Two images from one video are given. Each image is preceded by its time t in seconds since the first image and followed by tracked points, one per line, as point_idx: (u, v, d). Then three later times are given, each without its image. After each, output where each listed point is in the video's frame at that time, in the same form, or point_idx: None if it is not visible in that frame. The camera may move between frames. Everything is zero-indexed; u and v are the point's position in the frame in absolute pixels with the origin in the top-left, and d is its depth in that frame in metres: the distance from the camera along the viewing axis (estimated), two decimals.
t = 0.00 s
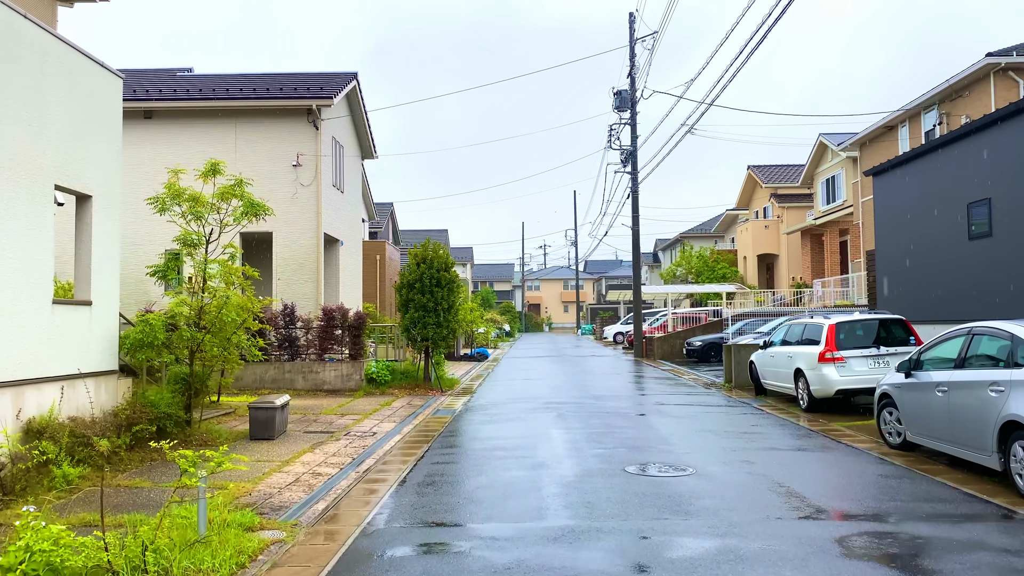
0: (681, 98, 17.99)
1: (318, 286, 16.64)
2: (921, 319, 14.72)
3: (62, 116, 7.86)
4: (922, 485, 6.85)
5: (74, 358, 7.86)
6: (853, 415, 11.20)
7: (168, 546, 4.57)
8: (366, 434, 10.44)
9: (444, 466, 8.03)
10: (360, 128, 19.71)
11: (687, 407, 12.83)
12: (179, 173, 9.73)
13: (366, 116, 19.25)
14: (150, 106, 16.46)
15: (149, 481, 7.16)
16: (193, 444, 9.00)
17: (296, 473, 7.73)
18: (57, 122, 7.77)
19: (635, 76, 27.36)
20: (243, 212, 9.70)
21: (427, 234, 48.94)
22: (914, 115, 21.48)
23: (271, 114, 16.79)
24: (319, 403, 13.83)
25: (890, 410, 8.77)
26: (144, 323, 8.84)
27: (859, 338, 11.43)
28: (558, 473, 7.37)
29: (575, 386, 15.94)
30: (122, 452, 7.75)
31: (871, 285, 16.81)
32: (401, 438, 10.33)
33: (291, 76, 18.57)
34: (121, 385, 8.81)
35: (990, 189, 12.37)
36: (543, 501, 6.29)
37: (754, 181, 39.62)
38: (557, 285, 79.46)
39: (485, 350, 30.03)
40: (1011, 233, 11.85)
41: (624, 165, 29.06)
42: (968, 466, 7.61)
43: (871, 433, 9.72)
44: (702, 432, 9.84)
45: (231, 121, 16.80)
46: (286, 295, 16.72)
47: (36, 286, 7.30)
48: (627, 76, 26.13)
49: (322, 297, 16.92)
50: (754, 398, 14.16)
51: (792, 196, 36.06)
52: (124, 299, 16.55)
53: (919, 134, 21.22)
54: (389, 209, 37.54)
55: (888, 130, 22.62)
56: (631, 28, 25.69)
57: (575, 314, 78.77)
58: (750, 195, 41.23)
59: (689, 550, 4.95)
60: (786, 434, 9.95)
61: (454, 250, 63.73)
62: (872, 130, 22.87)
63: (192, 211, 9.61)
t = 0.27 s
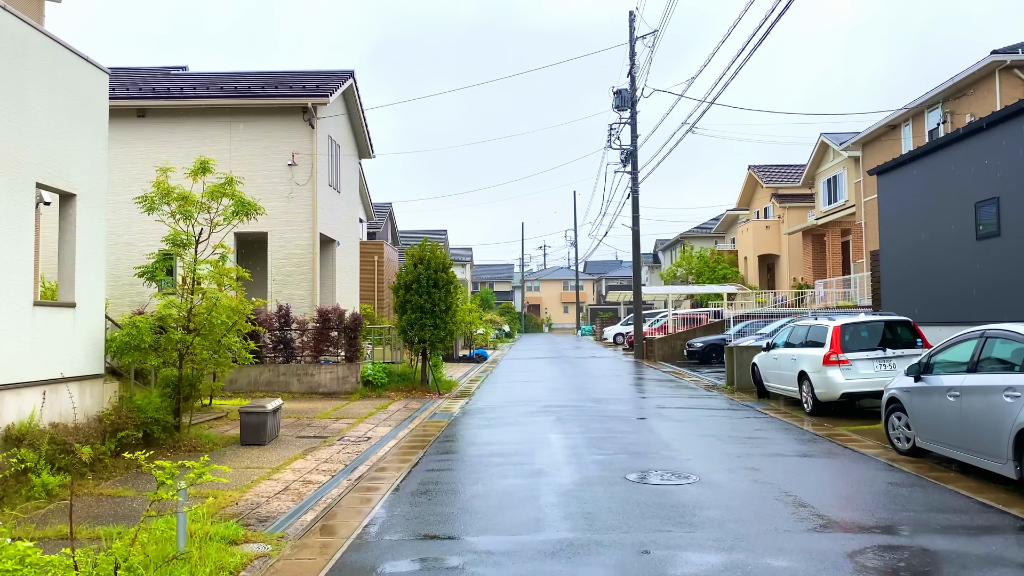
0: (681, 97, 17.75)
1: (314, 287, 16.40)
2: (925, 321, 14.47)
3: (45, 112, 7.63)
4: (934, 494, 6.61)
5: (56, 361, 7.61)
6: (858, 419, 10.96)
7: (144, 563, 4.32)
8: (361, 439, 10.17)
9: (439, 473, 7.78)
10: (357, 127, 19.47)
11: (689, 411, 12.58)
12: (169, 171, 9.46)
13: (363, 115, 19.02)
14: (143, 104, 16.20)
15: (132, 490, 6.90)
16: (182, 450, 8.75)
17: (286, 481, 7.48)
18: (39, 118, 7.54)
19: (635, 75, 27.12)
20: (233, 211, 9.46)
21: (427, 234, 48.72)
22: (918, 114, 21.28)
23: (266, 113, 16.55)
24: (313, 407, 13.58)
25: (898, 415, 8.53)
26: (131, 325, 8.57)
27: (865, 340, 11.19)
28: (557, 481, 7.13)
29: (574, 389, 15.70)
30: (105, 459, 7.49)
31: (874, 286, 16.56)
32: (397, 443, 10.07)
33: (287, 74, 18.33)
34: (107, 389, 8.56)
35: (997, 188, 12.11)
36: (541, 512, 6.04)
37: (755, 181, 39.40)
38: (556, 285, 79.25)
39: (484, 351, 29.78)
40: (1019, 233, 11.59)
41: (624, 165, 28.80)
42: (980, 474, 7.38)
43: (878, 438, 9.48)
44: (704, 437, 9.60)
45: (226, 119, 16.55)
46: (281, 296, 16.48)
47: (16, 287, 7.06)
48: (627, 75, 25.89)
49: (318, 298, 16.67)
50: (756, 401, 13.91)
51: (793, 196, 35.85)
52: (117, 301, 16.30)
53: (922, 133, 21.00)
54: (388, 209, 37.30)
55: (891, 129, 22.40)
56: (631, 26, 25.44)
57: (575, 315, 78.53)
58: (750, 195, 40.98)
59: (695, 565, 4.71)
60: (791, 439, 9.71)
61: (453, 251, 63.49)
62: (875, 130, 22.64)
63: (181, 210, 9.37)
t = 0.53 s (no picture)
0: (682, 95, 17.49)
1: (310, 287, 16.15)
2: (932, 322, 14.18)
3: (27, 105, 7.38)
4: (949, 501, 6.36)
5: (38, 363, 7.35)
6: (866, 422, 10.71)
7: None
8: (355, 443, 9.91)
9: (435, 479, 7.53)
10: (354, 125, 19.23)
11: (692, 413, 12.32)
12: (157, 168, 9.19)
13: (361, 114, 18.78)
14: (136, 102, 15.94)
15: (115, 497, 6.64)
16: (170, 455, 8.49)
17: (276, 488, 7.22)
18: (20, 111, 7.29)
19: (636, 74, 26.88)
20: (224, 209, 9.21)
21: (426, 235, 48.46)
22: (922, 112, 21.04)
23: (261, 111, 16.30)
24: (308, 409, 13.33)
25: (908, 418, 8.28)
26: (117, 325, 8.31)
27: (872, 342, 10.94)
28: (557, 488, 6.87)
29: (574, 391, 15.44)
30: (89, 464, 7.24)
31: (879, 287, 16.30)
32: (393, 447, 9.81)
33: (283, 72, 18.09)
34: (93, 392, 8.30)
35: (1007, 186, 11.83)
36: (541, 521, 5.79)
37: (756, 181, 39.17)
38: (556, 286, 79.02)
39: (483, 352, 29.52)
40: None
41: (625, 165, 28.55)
42: (995, 480, 7.12)
43: (886, 442, 9.22)
44: (708, 441, 9.34)
45: (221, 117, 16.30)
46: (277, 297, 16.23)
47: None
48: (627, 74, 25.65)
49: (314, 298, 16.42)
50: (760, 403, 13.65)
51: (795, 196, 35.62)
52: (109, 301, 16.04)
53: (926, 131, 20.75)
54: (386, 209, 37.05)
55: (894, 128, 22.15)
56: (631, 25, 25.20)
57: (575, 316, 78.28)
58: (751, 195, 40.75)
59: None
60: (797, 443, 9.46)
61: (453, 252, 63.23)
62: (878, 129, 22.39)
63: (170, 208, 9.12)
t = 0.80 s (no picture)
0: (683, 93, 17.27)
1: (306, 288, 15.90)
2: (941, 323, 13.90)
3: (8, 99, 7.13)
4: (966, 511, 6.11)
5: (20, 366, 7.10)
6: (874, 426, 10.44)
7: None
8: (350, 449, 9.65)
9: (433, 486, 7.27)
10: (352, 125, 19.00)
11: (695, 417, 12.06)
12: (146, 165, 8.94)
13: (358, 113, 18.55)
14: (130, 101, 15.70)
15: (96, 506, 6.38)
16: (158, 462, 8.24)
17: (266, 496, 6.96)
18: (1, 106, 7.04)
19: (636, 74, 26.66)
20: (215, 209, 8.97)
21: (425, 236, 48.21)
22: (926, 112, 20.82)
23: (257, 109, 16.06)
24: (303, 412, 13.09)
25: (919, 423, 8.02)
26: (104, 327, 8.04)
27: (879, 344, 10.69)
28: (558, 496, 6.62)
29: (574, 394, 15.18)
30: (71, 472, 6.98)
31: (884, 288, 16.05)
32: (389, 452, 9.55)
33: (279, 71, 17.86)
34: (78, 397, 8.03)
35: (1017, 184, 11.57)
36: (541, 533, 5.53)
37: (757, 182, 38.96)
38: (556, 288, 78.79)
39: (483, 355, 29.25)
40: None
41: (625, 165, 28.32)
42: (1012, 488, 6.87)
43: (896, 447, 8.97)
44: (713, 446, 9.08)
45: (216, 116, 16.06)
46: (272, 299, 15.97)
47: None
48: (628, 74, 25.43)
49: (310, 300, 16.17)
50: (764, 407, 13.40)
51: (796, 197, 35.40)
52: (102, 303, 15.79)
53: (931, 131, 20.52)
54: (384, 210, 36.82)
55: (898, 127, 21.92)
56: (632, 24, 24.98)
57: (575, 317, 78.02)
58: (752, 196, 40.52)
59: None
60: (803, 448, 9.20)
61: (452, 253, 62.99)
62: (881, 129, 22.17)
63: (159, 207, 8.86)
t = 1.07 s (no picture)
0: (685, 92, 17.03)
1: (302, 290, 15.65)
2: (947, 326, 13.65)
3: None
4: (983, 521, 5.86)
5: None
6: (882, 431, 10.19)
7: None
8: (345, 454, 9.39)
9: (428, 494, 7.02)
10: (349, 125, 18.77)
11: (697, 421, 11.81)
12: (134, 163, 8.70)
13: (355, 112, 18.31)
14: (123, 99, 15.46)
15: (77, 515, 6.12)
16: (146, 468, 7.98)
17: (255, 505, 6.70)
18: None
19: (637, 74, 26.43)
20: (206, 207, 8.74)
21: (425, 238, 47.97)
22: (930, 112, 20.59)
23: (252, 108, 15.82)
24: (298, 417, 12.84)
25: (931, 429, 7.78)
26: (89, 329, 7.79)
27: (887, 347, 10.43)
28: (558, 505, 6.38)
29: (575, 398, 14.93)
30: (52, 480, 6.72)
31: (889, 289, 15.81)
32: (384, 457, 9.29)
33: (275, 70, 17.62)
34: (62, 402, 7.71)
35: None
36: (540, 545, 5.28)
37: (758, 183, 38.74)
38: (556, 290, 78.52)
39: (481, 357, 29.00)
40: None
41: (626, 166, 28.09)
42: None
43: (906, 453, 8.72)
44: (718, 452, 8.83)
45: (210, 115, 15.82)
46: (267, 300, 15.73)
47: None
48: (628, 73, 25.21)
49: (306, 302, 15.92)
50: (768, 411, 13.15)
51: (797, 198, 35.17)
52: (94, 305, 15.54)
53: (935, 131, 20.30)
54: (383, 212, 36.56)
55: (901, 128, 21.70)
56: (632, 23, 24.76)
57: (575, 320, 77.75)
58: (753, 198, 40.27)
59: None
60: (811, 454, 8.95)
61: (451, 255, 62.74)
62: (885, 129, 21.93)
63: (148, 206, 8.62)
